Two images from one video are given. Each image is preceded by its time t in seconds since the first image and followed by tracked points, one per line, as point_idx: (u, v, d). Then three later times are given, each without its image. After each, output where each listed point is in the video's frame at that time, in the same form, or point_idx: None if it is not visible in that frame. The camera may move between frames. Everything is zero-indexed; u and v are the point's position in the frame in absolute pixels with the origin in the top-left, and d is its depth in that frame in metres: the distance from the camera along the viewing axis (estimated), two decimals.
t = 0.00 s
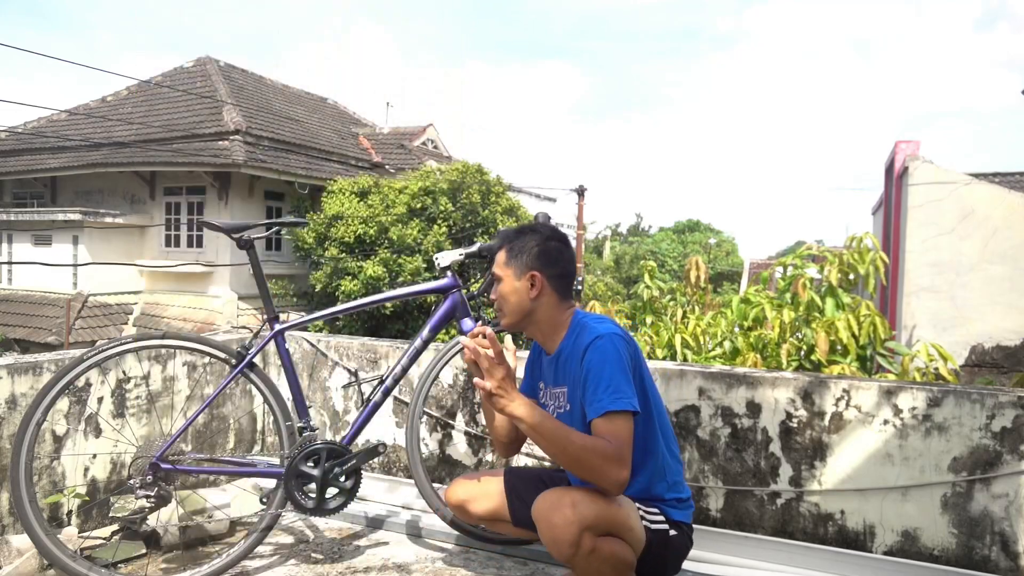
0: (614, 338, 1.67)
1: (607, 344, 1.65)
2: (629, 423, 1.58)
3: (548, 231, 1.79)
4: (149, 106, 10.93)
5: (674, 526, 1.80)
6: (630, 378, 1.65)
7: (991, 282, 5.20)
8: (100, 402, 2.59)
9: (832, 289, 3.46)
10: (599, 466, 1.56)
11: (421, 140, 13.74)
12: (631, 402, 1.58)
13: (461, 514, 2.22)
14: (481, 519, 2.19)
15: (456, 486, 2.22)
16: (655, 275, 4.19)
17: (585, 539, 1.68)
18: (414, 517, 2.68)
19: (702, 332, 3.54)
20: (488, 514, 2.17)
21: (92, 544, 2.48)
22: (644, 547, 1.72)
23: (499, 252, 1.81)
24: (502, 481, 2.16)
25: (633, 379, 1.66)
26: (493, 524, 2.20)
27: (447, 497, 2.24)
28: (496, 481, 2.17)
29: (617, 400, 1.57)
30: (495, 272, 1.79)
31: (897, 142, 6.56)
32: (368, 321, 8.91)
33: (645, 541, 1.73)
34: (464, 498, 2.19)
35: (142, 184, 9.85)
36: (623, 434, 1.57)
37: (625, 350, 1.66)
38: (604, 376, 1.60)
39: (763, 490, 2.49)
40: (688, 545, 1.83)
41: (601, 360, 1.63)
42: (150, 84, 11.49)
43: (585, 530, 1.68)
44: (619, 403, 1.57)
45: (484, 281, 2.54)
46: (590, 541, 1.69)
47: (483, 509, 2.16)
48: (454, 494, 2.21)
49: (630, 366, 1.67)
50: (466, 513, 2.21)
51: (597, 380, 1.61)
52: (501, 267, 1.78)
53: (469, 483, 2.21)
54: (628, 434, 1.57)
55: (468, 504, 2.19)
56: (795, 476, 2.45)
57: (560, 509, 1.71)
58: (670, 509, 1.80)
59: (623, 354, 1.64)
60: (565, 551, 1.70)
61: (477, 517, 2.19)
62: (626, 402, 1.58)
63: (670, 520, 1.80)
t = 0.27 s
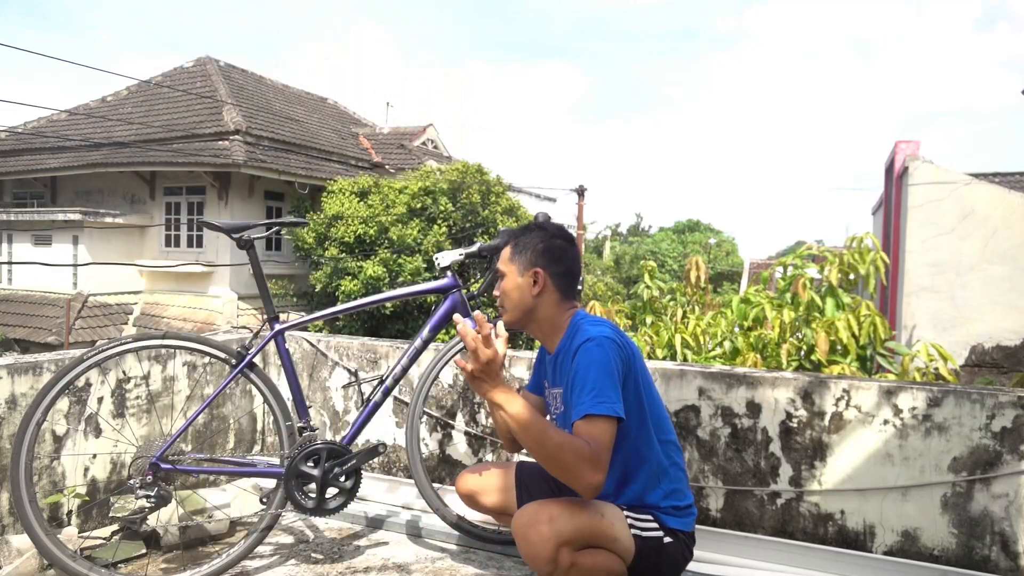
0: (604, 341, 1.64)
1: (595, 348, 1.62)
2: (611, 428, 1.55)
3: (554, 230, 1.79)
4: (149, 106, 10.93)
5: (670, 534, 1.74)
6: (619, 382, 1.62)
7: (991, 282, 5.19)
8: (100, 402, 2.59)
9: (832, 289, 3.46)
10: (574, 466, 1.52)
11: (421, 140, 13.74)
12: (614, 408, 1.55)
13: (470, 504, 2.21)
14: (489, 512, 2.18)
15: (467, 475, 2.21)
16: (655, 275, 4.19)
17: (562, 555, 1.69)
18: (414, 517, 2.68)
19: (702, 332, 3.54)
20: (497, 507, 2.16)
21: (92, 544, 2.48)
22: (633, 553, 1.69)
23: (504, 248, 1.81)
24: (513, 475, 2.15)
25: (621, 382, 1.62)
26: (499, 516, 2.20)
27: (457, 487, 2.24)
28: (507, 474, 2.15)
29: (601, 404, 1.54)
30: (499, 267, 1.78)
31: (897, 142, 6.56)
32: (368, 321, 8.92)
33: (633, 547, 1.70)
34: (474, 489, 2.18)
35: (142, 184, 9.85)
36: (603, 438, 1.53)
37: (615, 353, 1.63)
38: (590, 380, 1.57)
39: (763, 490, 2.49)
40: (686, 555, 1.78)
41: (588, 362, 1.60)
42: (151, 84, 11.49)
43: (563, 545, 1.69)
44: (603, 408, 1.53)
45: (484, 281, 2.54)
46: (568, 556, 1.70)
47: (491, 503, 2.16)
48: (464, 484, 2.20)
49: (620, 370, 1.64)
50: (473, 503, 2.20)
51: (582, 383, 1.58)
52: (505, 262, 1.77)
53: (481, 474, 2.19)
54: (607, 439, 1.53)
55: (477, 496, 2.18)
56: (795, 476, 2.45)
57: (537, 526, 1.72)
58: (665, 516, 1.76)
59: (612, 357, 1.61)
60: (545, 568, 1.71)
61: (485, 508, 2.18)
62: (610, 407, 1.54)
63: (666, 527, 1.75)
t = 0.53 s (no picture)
0: (599, 345, 1.64)
1: (589, 352, 1.62)
2: (597, 434, 1.54)
3: (551, 232, 1.78)
4: (149, 106, 10.93)
5: (672, 536, 1.74)
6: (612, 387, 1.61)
7: (991, 282, 5.19)
8: (100, 402, 2.59)
9: (832, 289, 3.46)
10: (550, 470, 1.54)
11: (421, 140, 13.75)
12: (602, 412, 1.54)
13: (471, 503, 2.21)
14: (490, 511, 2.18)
15: (469, 474, 2.20)
16: (655, 275, 4.19)
17: (563, 561, 1.69)
18: (414, 517, 2.68)
19: (702, 332, 3.54)
20: (498, 507, 2.15)
21: (92, 544, 2.48)
22: (634, 557, 1.68)
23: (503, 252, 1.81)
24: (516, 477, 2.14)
25: (615, 387, 1.62)
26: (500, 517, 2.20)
27: (459, 486, 2.23)
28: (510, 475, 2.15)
29: (590, 408, 1.54)
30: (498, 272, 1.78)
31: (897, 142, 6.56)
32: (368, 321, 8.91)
33: (634, 551, 1.69)
34: (476, 488, 2.18)
35: (142, 184, 9.85)
36: (586, 442, 1.54)
37: (610, 357, 1.63)
38: (582, 384, 1.57)
39: (763, 490, 2.49)
40: (688, 557, 1.77)
41: (580, 367, 1.60)
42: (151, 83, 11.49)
43: (564, 551, 1.68)
44: (590, 412, 1.53)
45: (484, 282, 2.55)
46: (568, 561, 1.69)
47: (493, 503, 2.15)
48: (466, 483, 2.20)
49: (615, 373, 1.64)
50: (474, 503, 2.20)
51: (574, 388, 1.59)
52: (504, 267, 1.77)
53: (484, 473, 2.19)
54: (588, 445, 1.53)
55: (478, 495, 2.17)
56: (795, 476, 2.45)
57: (537, 531, 1.71)
58: (666, 518, 1.75)
59: (605, 362, 1.61)
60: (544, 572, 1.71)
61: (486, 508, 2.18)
62: (599, 411, 1.54)
63: (667, 529, 1.74)
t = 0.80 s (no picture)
0: (593, 343, 1.64)
1: (581, 348, 1.63)
2: (576, 427, 1.55)
3: (548, 235, 1.78)
4: (149, 106, 10.93)
5: (672, 535, 1.74)
6: (604, 385, 1.61)
7: (991, 282, 5.19)
8: (100, 402, 2.59)
9: (832, 289, 3.46)
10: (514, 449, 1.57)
11: (421, 140, 13.74)
12: (581, 406, 1.55)
13: (468, 507, 2.21)
14: (488, 514, 2.18)
15: (465, 476, 2.20)
16: (654, 275, 4.19)
17: (564, 555, 1.69)
18: (414, 517, 2.68)
19: (702, 332, 3.55)
20: (496, 510, 2.15)
21: (92, 544, 2.48)
22: (635, 554, 1.68)
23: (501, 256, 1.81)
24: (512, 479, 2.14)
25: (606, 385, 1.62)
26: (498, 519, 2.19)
27: (457, 489, 2.23)
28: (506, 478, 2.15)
29: (569, 400, 1.56)
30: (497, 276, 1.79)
31: (896, 142, 6.57)
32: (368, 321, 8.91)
33: (634, 548, 1.69)
34: (473, 491, 2.18)
35: (142, 184, 9.85)
36: (554, 430, 1.55)
37: (604, 356, 1.63)
38: (567, 378, 1.59)
39: (763, 490, 2.49)
40: (688, 557, 1.77)
41: (571, 361, 1.62)
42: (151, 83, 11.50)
43: (565, 545, 1.69)
44: (567, 403, 1.55)
45: (484, 282, 2.55)
46: (570, 555, 1.70)
47: (490, 505, 2.15)
48: (462, 486, 2.20)
49: (609, 373, 1.64)
50: (472, 506, 2.19)
51: (560, 380, 1.61)
52: (503, 271, 1.77)
53: (481, 476, 2.19)
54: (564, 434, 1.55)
55: (476, 498, 2.17)
56: (795, 476, 2.45)
57: (539, 524, 1.72)
58: (666, 518, 1.75)
59: (598, 359, 1.61)
60: (546, 567, 1.72)
61: (484, 511, 2.18)
62: (578, 404, 1.56)
63: (667, 528, 1.74)
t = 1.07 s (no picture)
0: (582, 343, 1.65)
1: (569, 348, 1.65)
2: (547, 422, 1.59)
3: (550, 237, 1.78)
4: (149, 106, 10.93)
5: (672, 535, 1.74)
6: (589, 385, 1.62)
7: (991, 282, 5.17)
8: (100, 402, 2.59)
9: (832, 289, 3.46)
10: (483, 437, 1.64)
11: (421, 140, 13.74)
12: (556, 404, 1.58)
13: (471, 506, 2.21)
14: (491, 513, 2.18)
15: (468, 474, 2.21)
16: (654, 275, 4.20)
17: (564, 549, 1.69)
18: (414, 517, 2.67)
19: (702, 332, 3.55)
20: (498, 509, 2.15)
21: (92, 544, 2.48)
22: (636, 552, 1.68)
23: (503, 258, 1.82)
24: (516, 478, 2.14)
25: (592, 386, 1.62)
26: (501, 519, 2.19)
27: (460, 487, 2.23)
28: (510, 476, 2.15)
29: (547, 396, 1.59)
30: (499, 278, 1.79)
31: (896, 142, 6.57)
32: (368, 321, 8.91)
33: (635, 546, 1.70)
34: (476, 489, 2.18)
35: (142, 184, 9.85)
36: (524, 422, 1.60)
37: (592, 356, 1.63)
38: (550, 375, 1.62)
39: (763, 490, 2.49)
40: (689, 557, 1.77)
41: (556, 361, 1.64)
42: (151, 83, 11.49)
43: (564, 540, 1.69)
44: (544, 399, 1.59)
45: (484, 282, 2.55)
46: (570, 550, 1.70)
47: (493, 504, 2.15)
48: (466, 484, 2.20)
49: (597, 373, 1.64)
50: (475, 504, 2.20)
51: (544, 377, 1.64)
52: (505, 273, 1.77)
53: (484, 474, 2.19)
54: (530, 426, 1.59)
55: (478, 496, 2.17)
56: (795, 476, 2.45)
57: (539, 519, 1.72)
58: (666, 516, 1.75)
59: (584, 359, 1.62)
60: (545, 562, 1.72)
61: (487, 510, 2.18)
62: (555, 401, 1.59)
63: (667, 527, 1.74)
